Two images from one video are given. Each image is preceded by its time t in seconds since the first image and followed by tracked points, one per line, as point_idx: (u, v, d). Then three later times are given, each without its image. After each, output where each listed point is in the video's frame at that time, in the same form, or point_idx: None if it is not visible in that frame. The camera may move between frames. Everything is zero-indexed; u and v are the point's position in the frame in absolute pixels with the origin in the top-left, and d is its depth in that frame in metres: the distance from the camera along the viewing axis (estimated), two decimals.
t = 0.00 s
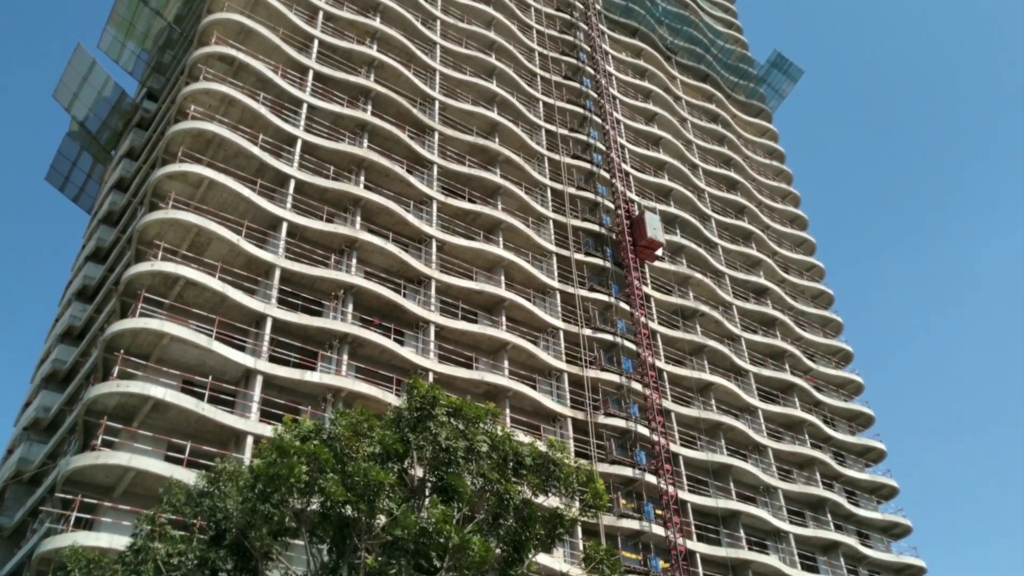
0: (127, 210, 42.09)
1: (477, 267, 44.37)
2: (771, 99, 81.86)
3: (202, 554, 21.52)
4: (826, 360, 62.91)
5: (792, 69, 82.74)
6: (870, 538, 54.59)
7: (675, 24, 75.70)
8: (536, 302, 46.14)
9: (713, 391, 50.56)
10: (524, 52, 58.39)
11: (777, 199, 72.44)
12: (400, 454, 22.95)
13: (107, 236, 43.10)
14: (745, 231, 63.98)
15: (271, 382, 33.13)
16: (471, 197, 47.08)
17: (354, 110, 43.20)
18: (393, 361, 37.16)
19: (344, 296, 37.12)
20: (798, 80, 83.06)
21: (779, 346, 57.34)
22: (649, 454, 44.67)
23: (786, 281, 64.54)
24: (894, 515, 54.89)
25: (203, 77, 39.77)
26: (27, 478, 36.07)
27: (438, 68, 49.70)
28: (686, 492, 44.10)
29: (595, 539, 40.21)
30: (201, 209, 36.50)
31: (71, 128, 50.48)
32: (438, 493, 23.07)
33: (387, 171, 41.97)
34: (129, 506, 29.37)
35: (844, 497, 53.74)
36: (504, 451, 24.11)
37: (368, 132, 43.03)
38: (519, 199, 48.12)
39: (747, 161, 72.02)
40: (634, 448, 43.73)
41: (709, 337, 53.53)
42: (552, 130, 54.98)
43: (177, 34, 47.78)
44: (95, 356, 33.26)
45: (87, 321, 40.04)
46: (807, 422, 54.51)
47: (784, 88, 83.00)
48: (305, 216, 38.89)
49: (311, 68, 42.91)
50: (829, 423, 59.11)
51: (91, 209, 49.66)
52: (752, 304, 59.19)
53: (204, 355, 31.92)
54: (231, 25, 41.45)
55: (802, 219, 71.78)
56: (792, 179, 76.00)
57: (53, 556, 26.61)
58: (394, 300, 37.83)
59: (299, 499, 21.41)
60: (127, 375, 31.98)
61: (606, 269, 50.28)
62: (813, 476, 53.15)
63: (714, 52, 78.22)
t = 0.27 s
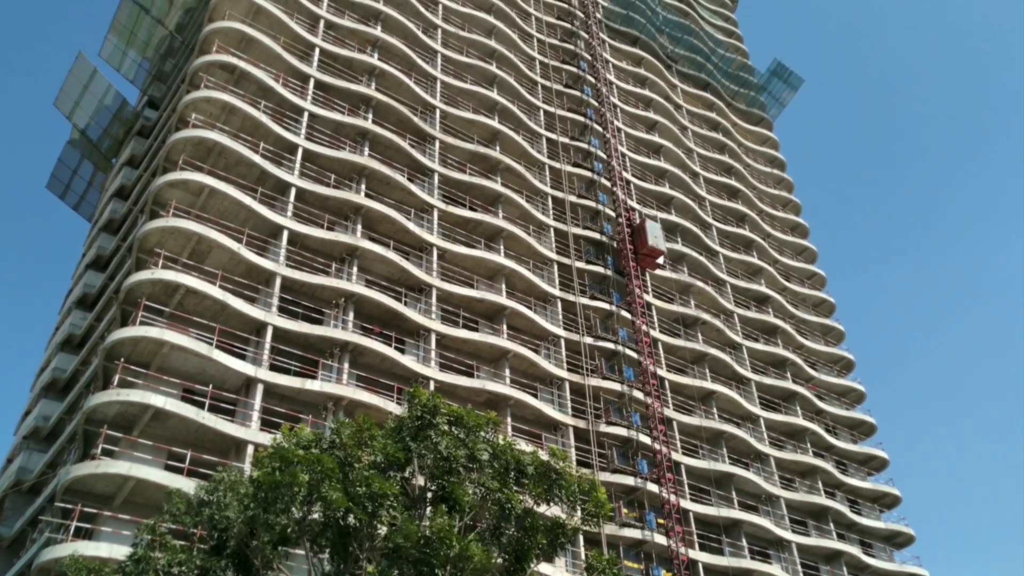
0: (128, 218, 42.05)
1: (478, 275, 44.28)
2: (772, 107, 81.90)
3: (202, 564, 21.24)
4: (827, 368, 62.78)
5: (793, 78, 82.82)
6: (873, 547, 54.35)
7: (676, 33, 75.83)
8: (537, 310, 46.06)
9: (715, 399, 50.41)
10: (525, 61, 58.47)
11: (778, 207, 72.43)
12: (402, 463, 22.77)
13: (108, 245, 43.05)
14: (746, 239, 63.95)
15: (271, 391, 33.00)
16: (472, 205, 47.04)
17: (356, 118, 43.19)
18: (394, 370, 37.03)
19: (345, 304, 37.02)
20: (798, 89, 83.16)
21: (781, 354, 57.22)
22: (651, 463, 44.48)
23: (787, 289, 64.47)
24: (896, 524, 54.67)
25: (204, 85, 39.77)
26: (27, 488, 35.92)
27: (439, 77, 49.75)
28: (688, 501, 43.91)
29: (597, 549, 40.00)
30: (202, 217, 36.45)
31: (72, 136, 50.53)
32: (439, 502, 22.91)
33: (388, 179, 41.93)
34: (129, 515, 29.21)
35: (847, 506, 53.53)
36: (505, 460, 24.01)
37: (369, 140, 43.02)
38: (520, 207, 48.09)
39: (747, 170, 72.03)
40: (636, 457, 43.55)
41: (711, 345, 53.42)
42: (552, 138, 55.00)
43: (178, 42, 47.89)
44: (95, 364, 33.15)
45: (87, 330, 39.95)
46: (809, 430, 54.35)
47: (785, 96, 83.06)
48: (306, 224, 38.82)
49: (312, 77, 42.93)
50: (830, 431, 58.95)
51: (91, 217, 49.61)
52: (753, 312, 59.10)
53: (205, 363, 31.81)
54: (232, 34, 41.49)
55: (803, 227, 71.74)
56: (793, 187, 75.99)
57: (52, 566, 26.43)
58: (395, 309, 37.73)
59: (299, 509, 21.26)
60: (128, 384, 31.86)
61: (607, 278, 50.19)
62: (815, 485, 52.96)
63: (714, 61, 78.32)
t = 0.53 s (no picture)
0: (128, 226, 42.02)
1: (479, 283, 44.21)
2: (773, 115, 81.94)
3: (201, 574, 20.96)
4: (829, 376, 62.66)
5: (793, 86, 82.90)
6: (876, 556, 54.14)
7: (676, 41, 75.96)
8: (538, 319, 46.01)
9: (716, 408, 50.28)
10: (526, 69, 58.55)
11: (779, 215, 72.42)
12: (405, 472, 22.61)
13: (109, 253, 43.02)
14: (747, 247, 63.91)
15: (272, 399, 32.90)
16: (473, 213, 47.03)
17: (357, 126, 43.21)
18: (395, 378, 36.93)
19: (346, 312, 36.96)
20: (799, 97, 83.23)
21: (783, 362, 57.11)
22: (653, 472, 44.31)
23: (789, 297, 64.40)
24: (899, 533, 54.47)
25: (205, 93, 39.80)
26: (26, 497, 35.79)
27: (440, 85, 49.79)
28: (689, 509, 43.75)
29: (599, 558, 39.81)
30: (202, 225, 36.41)
31: (73, 144, 50.55)
32: (441, 512, 22.80)
33: (389, 188, 41.93)
34: (129, 524, 29.08)
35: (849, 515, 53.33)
36: (507, 469, 23.91)
37: (370, 148, 43.03)
38: (521, 215, 48.08)
39: (748, 178, 72.04)
40: (638, 466, 43.48)
41: (712, 353, 53.33)
42: (553, 146, 55.03)
43: (180, 50, 48.15)
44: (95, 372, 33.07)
45: (87, 338, 39.89)
46: (811, 439, 54.19)
47: (785, 105, 83.11)
48: (307, 232, 38.78)
49: (313, 85, 42.97)
50: (832, 440, 58.77)
51: (92, 225, 49.61)
52: (754, 320, 59.01)
53: (205, 372, 31.73)
54: (234, 42, 41.55)
55: (805, 235, 71.70)
56: (794, 195, 75.99)
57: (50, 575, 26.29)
58: (396, 317, 37.66)
59: (301, 517, 21.16)
60: (128, 392, 31.77)
61: (609, 286, 50.12)
62: (817, 493, 52.77)
63: (715, 69, 78.40)
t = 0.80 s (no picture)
0: (129, 234, 41.99)
1: (479, 291, 44.13)
2: (773, 124, 81.94)
3: None
4: (830, 385, 62.54)
5: (793, 94, 82.97)
6: (878, 565, 53.93)
7: (676, 49, 76.08)
8: (539, 327, 45.95)
9: (717, 416, 50.15)
10: (526, 78, 58.60)
11: (780, 223, 72.42)
12: (406, 481, 22.53)
13: (109, 261, 42.99)
14: (748, 255, 63.87)
15: (272, 408, 32.81)
16: (473, 221, 47.00)
17: (357, 135, 43.22)
18: (395, 387, 36.84)
19: (347, 320, 36.89)
20: (799, 105, 83.28)
21: (784, 370, 57.00)
22: (654, 480, 44.15)
23: (790, 305, 64.32)
24: (901, 542, 54.28)
25: (206, 102, 39.83)
26: (25, 506, 35.66)
27: (441, 94, 49.83)
28: (691, 518, 43.59)
29: (600, 567, 39.62)
30: (203, 234, 36.38)
31: (74, 152, 50.64)
32: (443, 522, 22.71)
33: (389, 196, 41.91)
34: (129, 533, 28.95)
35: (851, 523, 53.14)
36: (507, 478, 23.84)
37: (370, 156, 43.03)
38: (521, 223, 48.05)
39: (749, 186, 72.05)
40: (639, 474, 43.37)
41: (713, 361, 53.23)
42: (554, 154, 55.04)
43: (180, 58, 48.06)
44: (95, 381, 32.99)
45: (87, 347, 39.82)
46: (812, 447, 54.04)
47: (786, 113, 83.13)
48: (307, 241, 38.74)
49: (313, 93, 42.99)
50: (834, 448, 58.61)
51: (93, 233, 49.59)
52: (755, 328, 58.92)
53: (205, 380, 31.65)
54: (234, 51, 41.61)
55: (805, 243, 71.66)
56: (794, 203, 75.98)
57: None
58: (397, 325, 37.59)
59: (301, 526, 21.09)
60: (128, 401, 31.68)
61: (609, 294, 50.05)
62: (818, 502, 52.59)
63: (715, 77, 78.45)
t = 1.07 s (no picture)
0: (128, 243, 41.98)
1: (479, 299, 44.07)
2: (773, 131, 81.91)
3: None
4: (831, 392, 62.44)
5: (793, 102, 83.02)
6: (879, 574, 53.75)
7: (676, 57, 76.17)
8: (539, 334, 45.89)
9: (718, 424, 50.04)
10: (526, 86, 58.67)
11: (780, 231, 72.40)
12: (406, 489, 22.48)
13: (109, 269, 42.97)
14: (748, 262, 63.84)
15: (272, 416, 32.72)
16: (474, 229, 46.99)
17: (357, 142, 43.24)
18: (396, 395, 36.78)
19: (347, 328, 36.84)
20: (799, 113, 83.31)
21: (784, 378, 56.92)
22: (655, 489, 44.02)
23: (790, 313, 64.27)
24: (902, 550, 54.11)
25: (206, 110, 39.88)
26: (24, 515, 35.54)
27: (441, 102, 49.87)
28: (692, 527, 43.46)
29: None
30: (203, 242, 36.37)
31: (74, 161, 50.65)
32: (444, 531, 22.66)
33: (389, 203, 41.91)
34: (128, 542, 28.84)
35: (852, 532, 52.97)
36: (508, 486, 23.77)
37: (370, 164, 43.05)
38: (522, 231, 48.05)
39: (749, 193, 72.07)
40: (639, 483, 43.26)
41: (713, 369, 53.14)
42: (554, 162, 55.08)
43: (180, 67, 48.08)
44: (95, 389, 32.92)
45: (86, 355, 39.76)
46: (813, 455, 53.90)
47: (786, 120, 83.15)
48: (307, 249, 38.71)
49: (314, 101, 43.03)
50: (835, 456, 58.47)
51: (92, 241, 49.59)
52: (756, 336, 58.86)
53: (205, 389, 31.59)
54: (235, 59, 41.67)
55: (806, 251, 71.63)
56: (794, 210, 75.99)
57: None
58: (397, 333, 37.53)
59: (300, 535, 20.94)
60: (127, 409, 31.60)
61: (610, 302, 49.99)
62: (819, 510, 52.45)
63: (715, 85, 78.51)
